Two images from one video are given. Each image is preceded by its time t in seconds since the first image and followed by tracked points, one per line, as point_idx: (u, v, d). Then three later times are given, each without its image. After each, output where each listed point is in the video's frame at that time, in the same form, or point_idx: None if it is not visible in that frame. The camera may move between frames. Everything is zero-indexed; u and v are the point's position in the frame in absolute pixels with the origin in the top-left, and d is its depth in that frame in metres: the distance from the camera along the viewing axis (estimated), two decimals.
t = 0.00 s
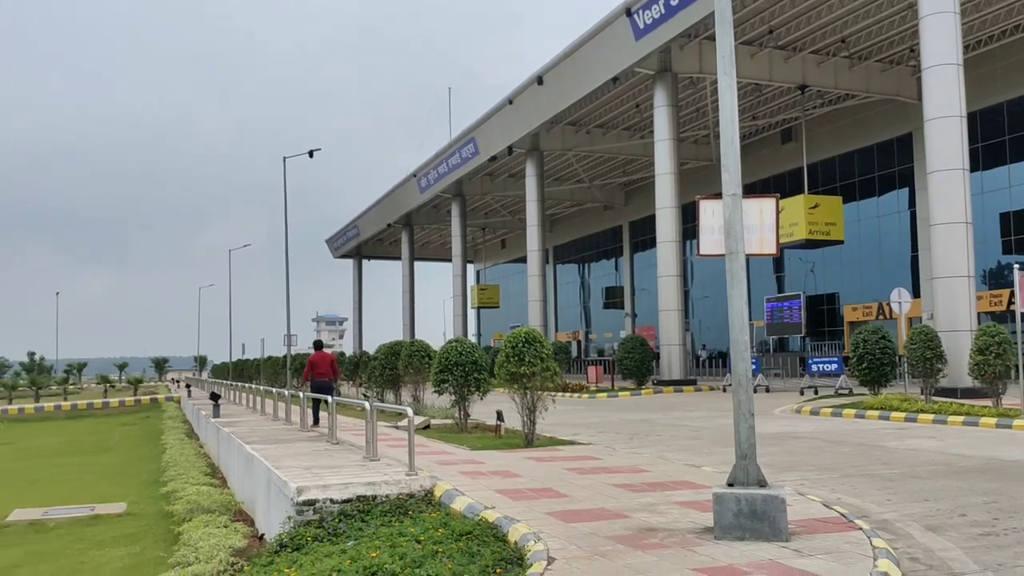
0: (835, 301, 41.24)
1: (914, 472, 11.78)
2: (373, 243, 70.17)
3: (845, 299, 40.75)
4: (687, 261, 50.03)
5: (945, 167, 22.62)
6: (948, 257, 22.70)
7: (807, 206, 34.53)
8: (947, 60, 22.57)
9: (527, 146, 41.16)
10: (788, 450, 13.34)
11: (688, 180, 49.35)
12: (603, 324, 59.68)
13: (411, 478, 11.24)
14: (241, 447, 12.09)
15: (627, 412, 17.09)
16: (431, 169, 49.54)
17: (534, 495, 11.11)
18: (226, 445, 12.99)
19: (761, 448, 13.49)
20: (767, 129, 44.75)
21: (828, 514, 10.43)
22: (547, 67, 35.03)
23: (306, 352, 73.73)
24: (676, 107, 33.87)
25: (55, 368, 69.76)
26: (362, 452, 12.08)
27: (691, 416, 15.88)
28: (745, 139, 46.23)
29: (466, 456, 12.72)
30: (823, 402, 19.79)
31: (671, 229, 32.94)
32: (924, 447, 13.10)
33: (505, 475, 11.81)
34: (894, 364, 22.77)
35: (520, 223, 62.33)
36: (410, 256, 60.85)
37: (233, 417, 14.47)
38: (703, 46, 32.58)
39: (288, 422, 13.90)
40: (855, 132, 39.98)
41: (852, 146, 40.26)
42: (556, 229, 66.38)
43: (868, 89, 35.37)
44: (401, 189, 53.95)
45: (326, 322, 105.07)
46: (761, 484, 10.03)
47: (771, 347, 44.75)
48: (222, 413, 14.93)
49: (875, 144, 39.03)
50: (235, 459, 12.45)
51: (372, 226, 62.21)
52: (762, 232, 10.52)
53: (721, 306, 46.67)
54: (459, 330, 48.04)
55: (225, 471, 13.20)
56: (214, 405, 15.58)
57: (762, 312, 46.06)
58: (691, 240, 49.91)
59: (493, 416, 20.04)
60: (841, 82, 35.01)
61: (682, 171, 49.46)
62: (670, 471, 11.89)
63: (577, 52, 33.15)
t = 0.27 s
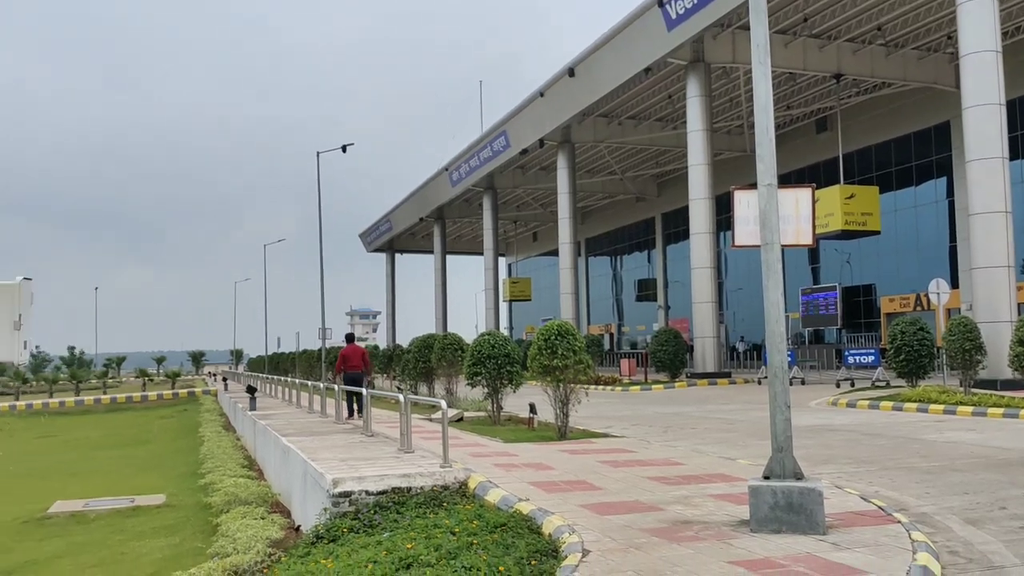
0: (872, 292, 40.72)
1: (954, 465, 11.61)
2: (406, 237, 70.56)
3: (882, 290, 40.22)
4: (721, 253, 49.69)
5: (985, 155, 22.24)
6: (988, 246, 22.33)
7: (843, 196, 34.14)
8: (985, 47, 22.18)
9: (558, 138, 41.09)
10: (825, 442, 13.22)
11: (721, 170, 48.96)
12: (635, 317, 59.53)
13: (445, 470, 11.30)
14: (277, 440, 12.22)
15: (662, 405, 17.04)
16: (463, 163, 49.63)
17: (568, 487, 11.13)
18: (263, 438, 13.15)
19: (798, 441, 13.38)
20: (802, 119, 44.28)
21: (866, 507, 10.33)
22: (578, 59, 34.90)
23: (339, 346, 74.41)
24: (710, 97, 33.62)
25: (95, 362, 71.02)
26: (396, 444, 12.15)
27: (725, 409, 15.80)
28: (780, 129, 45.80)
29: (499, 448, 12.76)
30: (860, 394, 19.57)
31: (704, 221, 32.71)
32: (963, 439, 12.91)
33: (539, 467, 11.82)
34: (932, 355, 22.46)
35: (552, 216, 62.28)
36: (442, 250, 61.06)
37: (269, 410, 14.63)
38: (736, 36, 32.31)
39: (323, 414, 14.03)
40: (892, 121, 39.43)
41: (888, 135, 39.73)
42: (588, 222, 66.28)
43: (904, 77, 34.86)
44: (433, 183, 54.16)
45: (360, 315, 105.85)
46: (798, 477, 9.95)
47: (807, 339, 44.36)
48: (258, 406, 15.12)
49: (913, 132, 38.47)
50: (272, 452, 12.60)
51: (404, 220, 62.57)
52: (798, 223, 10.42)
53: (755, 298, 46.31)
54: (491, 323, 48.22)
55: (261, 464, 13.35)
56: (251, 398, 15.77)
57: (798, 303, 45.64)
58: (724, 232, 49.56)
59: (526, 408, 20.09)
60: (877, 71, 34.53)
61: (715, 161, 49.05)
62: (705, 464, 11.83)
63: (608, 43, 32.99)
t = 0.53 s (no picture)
0: (903, 284, 40.22)
1: (987, 459, 11.44)
2: (432, 232, 70.79)
3: (912, 282, 39.70)
4: (749, 245, 49.33)
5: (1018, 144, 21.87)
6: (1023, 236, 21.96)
7: (872, 186, 33.74)
8: (1018, 34, 21.78)
9: (584, 130, 40.95)
10: (855, 435, 13.09)
11: (750, 161, 48.55)
12: (662, 310, 59.33)
13: (472, 462, 11.33)
14: (306, 432, 12.31)
15: (689, 398, 16.97)
16: (488, 156, 49.63)
17: (596, 480, 11.11)
18: (291, 431, 13.25)
19: (828, 434, 13.26)
20: (831, 109, 43.81)
21: (897, 501, 10.21)
22: (604, 51, 34.73)
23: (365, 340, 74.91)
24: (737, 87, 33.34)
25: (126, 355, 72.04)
26: (424, 437, 12.19)
27: (753, 402, 15.70)
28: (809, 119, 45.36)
29: (526, 441, 12.78)
30: (891, 387, 19.37)
31: (732, 212, 32.45)
32: (997, 433, 12.71)
33: (567, 460, 11.81)
34: (964, 347, 22.16)
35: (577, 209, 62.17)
36: (468, 243, 61.17)
37: (297, 403, 14.74)
38: (763, 26, 32.03)
39: (351, 407, 14.11)
40: (922, 110, 38.91)
41: (919, 125, 39.24)
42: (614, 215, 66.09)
43: (935, 66, 34.36)
44: (458, 176, 54.25)
45: (388, 309, 106.39)
46: (828, 470, 9.85)
47: (835, 331, 43.94)
48: (287, 399, 15.25)
49: (944, 122, 37.96)
50: (301, 444, 12.70)
51: (430, 214, 62.80)
52: (828, 214, 10.30)
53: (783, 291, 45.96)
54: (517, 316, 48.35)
55: (291, 457, 13.45)
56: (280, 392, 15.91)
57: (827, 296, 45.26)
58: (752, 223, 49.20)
59: (552, 402, 20.10)
60: (907, 59, 34.06)
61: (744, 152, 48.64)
62: (733, 457, 11.75)
63: (634, 35, 32.79)
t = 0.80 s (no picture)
0: (927, 276, 39.80)
1: (1014, 452, 11.30)
2: (452, 224, 70.88)
3: (937, 274, 39.29)
4: (772, 236, 49.03)
5: None
6: None
7: (897, 177, 33.41)
8: None
9: (605, 122, 40.80)
10: (879, 428, 13.00)
11: (772, 152, 48.21)
12: (683, 302, 59.14)
13: (494, 454, 11.33)
14: (328, 424, 12.37)
15: (710, 390, 16.91)
16: (508, 148, 49.59)
17: (617, 472, 11.10)
18: (314, 422, 13.34)
19: (851, 427, 13.16)
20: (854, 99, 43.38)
21: (922, 494, 10.12)
22: (625, 42, 34.56)
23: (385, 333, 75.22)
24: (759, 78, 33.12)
25: (150, 347, 72.81)
26: (445, 429, 12.20)
27: (776, 394, 15.61)
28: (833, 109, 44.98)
29: (547, 433, 12.76)
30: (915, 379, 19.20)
31: (754, 204, 32.21)
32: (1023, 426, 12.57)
33: (588, 452, 11.80)
34: (990, 340, 21.92)
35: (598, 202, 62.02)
36: (489, 236, 61.21)
37: (319, 395, 14.81)
38: (786, 15, 31.77)
39: (372, 399, 14.14)
40: (947, 100, 38.47)
41: (944, 115, 38.81)
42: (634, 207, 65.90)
43: (960, 54, 33.94)
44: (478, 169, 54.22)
45: (410, 302, 106.57)
46: (852, 463, 9.76)
47: (860, 324, 43.74)
48: (310, 391, 15.34)
49: (969, 111, 37.52)
50: (323, 436, 12.76)
51: (450, 207, 62.89)
52: (853, 205, 10.21)
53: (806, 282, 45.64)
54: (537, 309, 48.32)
55: (313, 448, 13.53)
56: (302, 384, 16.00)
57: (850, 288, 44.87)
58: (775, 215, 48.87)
59: (573, 394, 20.09)
60: (932, 48, 33.66)
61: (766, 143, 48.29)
62: (756, 450, 11.69)
63: (655, 26, 32.62)
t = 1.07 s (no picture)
0: (953, 268, 39.36)
1: None
2: (474, 216, 70.90)
3: (964, 266, 38.84)
4: (795, 228, 48.71)
5: None
6: None
7: (922, 168, 33.04)
8: None
9: (627, 113, 40.60)
10: (904, 421, 12.87)
11: (797, 143, 47.81)
12: (706, 294, 58.92)
13: (516, 446, 11.33)
14: (351, 415, 12.42)
15: (733, 382, 16.82)
16: (529, 140, 49.48)
17: (639, 464, 11.06)
18: (336, 413, 13.40)
19: (876, 419, 13.05)
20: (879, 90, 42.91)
21: (948, 487, 10.01)
22: (648, 32, 34.37)
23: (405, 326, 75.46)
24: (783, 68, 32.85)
25: (173, 338, 73.49)
26: (467, 421, 12.20)
27: (799, 387, 15.51)
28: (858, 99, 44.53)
29: (569, 425, 12.75)
30: (940, 372, 19.00)
31: (778, 195, 31.95)
32: None
33: (610, 444, 11.77)
34: (1017, 332, 21.64)
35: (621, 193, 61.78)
36: (510, 228, 61.20)
37: (341, 386, 14.89)
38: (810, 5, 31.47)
39: (394, 390, 14.19)
40: (974, 90, 37.98)
41: (970, 104, 38.33)
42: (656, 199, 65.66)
43: (988, 43, 33.47)
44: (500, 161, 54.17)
45: (431, 294, 106.71)
46: (877, 456, 9.66)
47: (883, 317, 43.03)
48: (332, 382, 15.42)
49: (996, 101, 37.03)
50: (345, 427, 12.81)
51: (472, 199, 62.91)
52: (879, 195, 10.10)
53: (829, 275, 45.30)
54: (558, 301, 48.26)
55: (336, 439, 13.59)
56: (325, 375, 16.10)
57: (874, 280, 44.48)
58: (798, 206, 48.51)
59: (594, 386, 20.07)
60: (959, 37, 33.21)
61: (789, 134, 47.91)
62: (779, 442, 11.62)
63: (677, 16, 32.41)
